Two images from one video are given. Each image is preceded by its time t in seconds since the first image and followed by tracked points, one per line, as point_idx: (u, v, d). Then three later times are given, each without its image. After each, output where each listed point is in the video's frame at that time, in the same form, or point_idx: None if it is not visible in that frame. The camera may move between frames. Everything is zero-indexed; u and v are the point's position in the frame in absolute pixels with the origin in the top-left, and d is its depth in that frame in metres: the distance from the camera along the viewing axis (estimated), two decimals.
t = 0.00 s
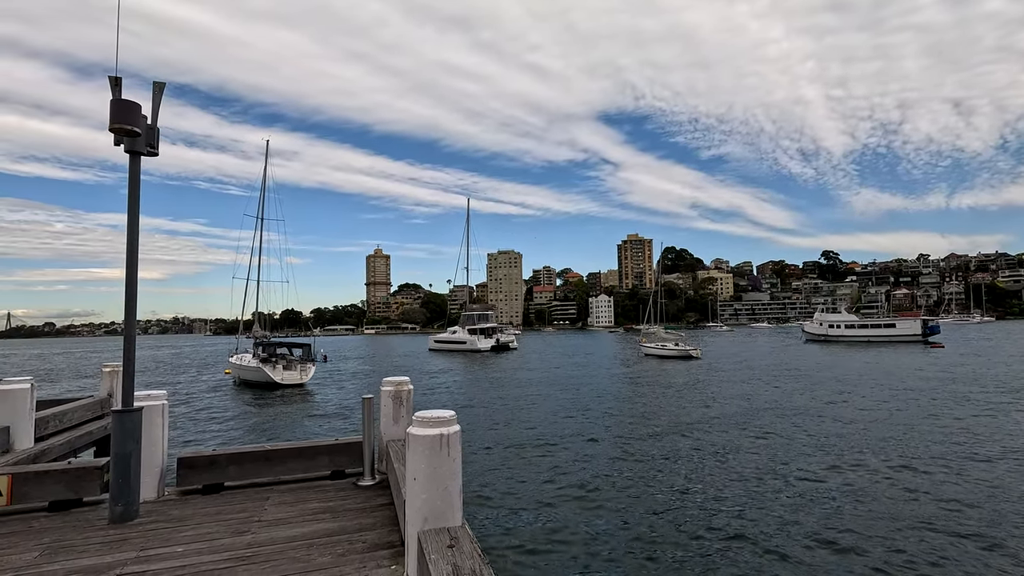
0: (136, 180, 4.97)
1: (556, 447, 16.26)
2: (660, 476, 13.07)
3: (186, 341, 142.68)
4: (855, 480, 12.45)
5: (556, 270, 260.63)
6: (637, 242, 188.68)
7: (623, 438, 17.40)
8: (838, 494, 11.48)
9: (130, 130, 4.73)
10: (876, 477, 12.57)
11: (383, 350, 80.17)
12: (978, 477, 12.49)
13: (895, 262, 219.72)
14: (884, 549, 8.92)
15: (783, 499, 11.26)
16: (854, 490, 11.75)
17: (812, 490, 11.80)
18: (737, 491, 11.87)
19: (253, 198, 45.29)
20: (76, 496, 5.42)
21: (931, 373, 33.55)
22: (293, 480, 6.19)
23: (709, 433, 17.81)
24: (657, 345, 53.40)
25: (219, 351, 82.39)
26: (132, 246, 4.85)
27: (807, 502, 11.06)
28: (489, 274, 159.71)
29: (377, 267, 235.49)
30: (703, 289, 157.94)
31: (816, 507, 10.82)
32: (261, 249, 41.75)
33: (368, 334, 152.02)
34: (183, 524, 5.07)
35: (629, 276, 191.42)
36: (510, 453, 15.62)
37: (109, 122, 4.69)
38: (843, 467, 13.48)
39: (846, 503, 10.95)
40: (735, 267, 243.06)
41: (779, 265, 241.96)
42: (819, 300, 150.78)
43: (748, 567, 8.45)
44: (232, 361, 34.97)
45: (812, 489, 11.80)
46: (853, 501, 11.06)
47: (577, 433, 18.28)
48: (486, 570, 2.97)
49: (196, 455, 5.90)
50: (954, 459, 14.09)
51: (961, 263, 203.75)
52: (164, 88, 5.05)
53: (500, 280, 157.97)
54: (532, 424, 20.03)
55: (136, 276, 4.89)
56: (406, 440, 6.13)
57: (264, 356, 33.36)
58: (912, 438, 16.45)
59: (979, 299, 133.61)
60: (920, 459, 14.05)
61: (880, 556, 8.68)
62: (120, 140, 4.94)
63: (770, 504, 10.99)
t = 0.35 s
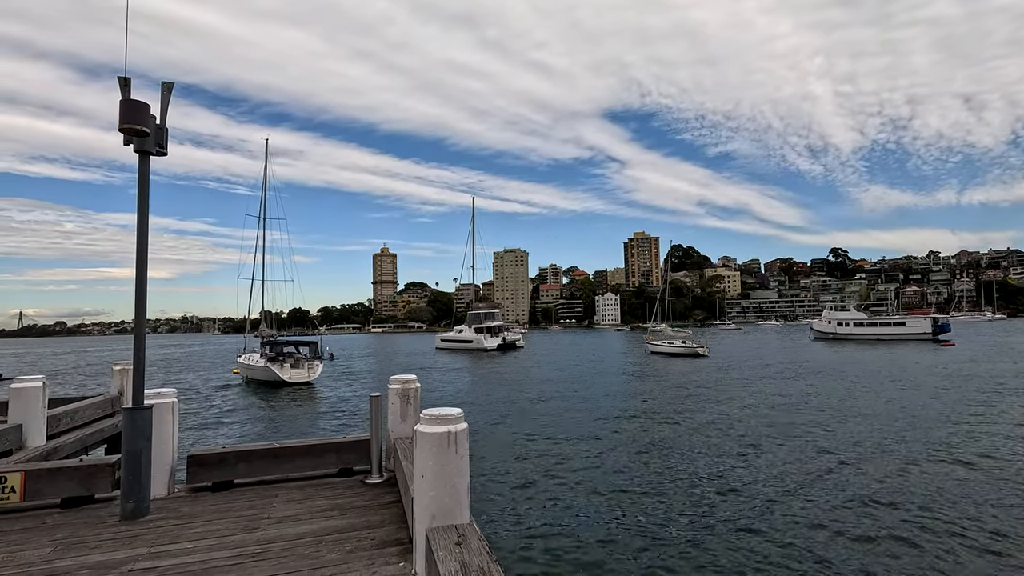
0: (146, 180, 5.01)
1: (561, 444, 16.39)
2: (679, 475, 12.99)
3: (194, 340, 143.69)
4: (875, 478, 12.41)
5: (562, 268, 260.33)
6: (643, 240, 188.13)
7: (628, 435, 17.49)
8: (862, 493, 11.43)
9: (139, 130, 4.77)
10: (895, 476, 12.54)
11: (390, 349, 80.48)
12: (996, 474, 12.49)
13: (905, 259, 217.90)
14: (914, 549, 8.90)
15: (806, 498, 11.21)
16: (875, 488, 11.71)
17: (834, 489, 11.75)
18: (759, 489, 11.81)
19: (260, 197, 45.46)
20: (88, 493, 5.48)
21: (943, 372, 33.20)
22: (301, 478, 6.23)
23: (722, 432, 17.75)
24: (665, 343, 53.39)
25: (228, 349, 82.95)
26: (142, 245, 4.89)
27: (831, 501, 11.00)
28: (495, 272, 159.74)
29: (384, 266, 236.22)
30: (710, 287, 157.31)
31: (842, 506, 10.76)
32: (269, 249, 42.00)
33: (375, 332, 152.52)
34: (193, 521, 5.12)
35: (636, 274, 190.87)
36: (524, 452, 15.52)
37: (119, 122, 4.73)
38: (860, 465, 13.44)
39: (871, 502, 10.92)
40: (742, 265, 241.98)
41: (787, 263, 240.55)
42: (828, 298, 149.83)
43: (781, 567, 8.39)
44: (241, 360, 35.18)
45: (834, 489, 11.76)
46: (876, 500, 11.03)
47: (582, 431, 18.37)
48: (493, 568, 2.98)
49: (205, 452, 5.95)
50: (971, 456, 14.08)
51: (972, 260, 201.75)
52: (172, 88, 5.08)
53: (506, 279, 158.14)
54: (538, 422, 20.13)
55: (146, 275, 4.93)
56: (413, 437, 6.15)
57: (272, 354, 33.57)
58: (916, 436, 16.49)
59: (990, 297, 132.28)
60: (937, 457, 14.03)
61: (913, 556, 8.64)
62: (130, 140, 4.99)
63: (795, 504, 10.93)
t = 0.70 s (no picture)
0: (153, 179, 5.02)
1: (574, 443, 16.43)
2: (695, 474, 12.96)
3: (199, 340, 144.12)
4: (889, 476, 12.45)
5: (566, 267, 260.09)
6: (647, 238, 187.70)
7: (636, 433, 17.57)
8: (878, 490, 11.46)
9: (147, 130, 4.79)
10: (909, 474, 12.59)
11: (394, 348, 80.61)
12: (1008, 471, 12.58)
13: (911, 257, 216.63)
14: (932, 545, 8.95)
15: (826, 496, 11.20)
16: (892, 486, 11.75)
17: (851, 487, 11.76)
18: (777, 488, 11.80)
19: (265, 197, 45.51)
20: (97, 490, 5.51)
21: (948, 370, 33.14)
22: (308, 476, 6.25)
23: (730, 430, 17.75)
24: (669, 341, 53.39)
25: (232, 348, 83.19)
26: (150, 244, 4.91)
27: (850, 499, 11.01)
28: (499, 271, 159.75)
29: (388, 266, 236.56)
30: (715, 286, 156.81)
31: (862, 504, 10.77)
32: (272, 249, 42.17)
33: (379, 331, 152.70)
34: (201, 519, 5.14)
35: (640, 272, 190.40)
36: (535, 452, 15.41)
37: (126, 122, 4.75)
38: (872, 463, 13.49)
39: (889, 499, 10.94)
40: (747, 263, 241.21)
41: (792, 261, 239.70)
42: (833, 296, 149.08)
43: (811, 567, 8.35)
44: (245, 359, 35.29)
45: (852, 486, 11.77)
46: (895, 498, 11.05)
47: (590, 428, 18.47)
48: (502, 566, 2.98)
49: (213, 451, 5.98)
50: (981, 453, 14.17)
51: (979, 258, 200.47)
52: (179, 88, 5.10)
53: (510, 277, 157.95)
54: (546, 420, 20.27)
55: (154, 275, 4.95)
56: (419, 436, 6.17)
57: (277, 354, 33.70)
58: (922, 434, 16.54)
59: (998, 294, 131.31)
60: (947, 455, 14.11)
61: (939, 553, 8.66)
62: (137, 140, 5.01)
63: (816, 502, 10.92)
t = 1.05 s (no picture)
0: (159, 179, 5.04)
1: (579, 442, 16.47)
2: (704, 474, 12.87)
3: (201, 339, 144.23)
4: (894, 474, 12.48)
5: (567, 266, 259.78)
6: (649, 237, 187.58)
7: (640, 433, 17.60)
8: (883, 489, 11.49)
9: (152, 130, 4.81)
10: (917, 473, 12.60)
11: (395, 347, 80.65)
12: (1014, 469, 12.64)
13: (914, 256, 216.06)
14: (939, 543, 8.97)
15: (839, 496, 11.14)
16: (894, 484, 11.78)
17: (854, 486, 11.78)
18: (789, 488, 11.73)
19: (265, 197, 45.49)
20: (103, 490, 5.54)
21: (949, 369, 33.13)
22: (313, 475, 6.27)
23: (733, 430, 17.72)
24: (671, 340, 53.39)
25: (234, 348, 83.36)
26: (155, 244, 4.93)
27: (854, 498, 11.02)
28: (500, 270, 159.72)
29: (389, 265, 236.57)
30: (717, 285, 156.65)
31: (865, 502, 10.79)
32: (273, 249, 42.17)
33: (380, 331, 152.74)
34: (208, 518, 5.16)
35: (642, 272, 190.21)
36: (538, 452, 15.41)
37: (132, 122, 4.77)
38: (879, 462, 13.52)
39: (892, 498, 10.97)
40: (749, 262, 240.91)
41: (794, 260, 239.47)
42: (835, 295, 148.80)
43: (828, 568, 8.28)
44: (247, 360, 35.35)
45: (862, 486, 11.74)
46: (898, 496, 11.07)
47: (595, 428, 18.50)
48: (510, 566, 2.99)
49: (218, 450, 6.00)
50: (987, 452, 14.20)
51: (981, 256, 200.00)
52: (184, 88, 5.11)
53: (512, 277, 157.89)
54: (550, 420, 20.29)
55: (160, 274, 4.97)
56: (424, 436, 6.18)
57: (279, 354, 33.77)
58: (926, 433, 16.52)
59: (1000, 293, 131.00)
60: (954, 453, 14.13)
61: (954, 553, 8.65)
62: (143, 141, 5.03)
63: (829, 502, 10.87)
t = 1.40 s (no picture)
0: (163, 179, 5.05)
1: (580, 441, 16.54)
2: (703, 473, 12.97)
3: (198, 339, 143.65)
4: (892, 473, 12.57)
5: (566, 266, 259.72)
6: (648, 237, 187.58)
7: (640, 432, 17.65)
8: (880, 487, 11.59)
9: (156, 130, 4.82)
10: (917, 472, 12.66)
11: (393, 347, 80.50)
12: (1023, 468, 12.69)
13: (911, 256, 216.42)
14: (934, 541, 9.06)
15: (851, 495, 11.15)
16: (891, 483, 11.86)
17: (851, 484, 11.86)
18: (790, 486, 11.79)
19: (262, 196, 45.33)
20: (106, 490, 5.54)
21: (947, 369, 33.19)
22: (315, 475, 6.28)
23: (737, 429, 17.72)
24: (670, 340, 53.43)
25: (232, 348, 83.11)
26: (159, 243, 4.94)
27: (851, 496, 11.13)
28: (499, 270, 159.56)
29: (387, 265, 236.10)
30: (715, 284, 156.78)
31: (862, 500, 10.89)
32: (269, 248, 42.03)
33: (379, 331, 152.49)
34: (212, 518, 5.17)
35: (640, 271, 190.23)
36: (540, 450, 15.51)
37: (136, 122, 4.78)
38: (887, 461, 13.56)
39: (889, 496, 11.07)
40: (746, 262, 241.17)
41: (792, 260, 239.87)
42: (833, 295, 148.99)
43: (824, 564, 8.39)
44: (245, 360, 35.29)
45: (861, 484, 11.81)
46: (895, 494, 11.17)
47: (596, 427, 18.54)
48: (518, 566, 3.00)
49: (222, 450, 6.01)
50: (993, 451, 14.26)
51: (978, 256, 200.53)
52: (188, 88, 5.12)
53: (510, 277, 157.76)
54: (552, 419, 20.28)
55: (163, 274, 4.98)
56: (428, 435, 6.20)
57: (277, 355, 33.71)
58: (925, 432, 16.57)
59: (997, 293, 131.33)
60: (952, 452, 14.19)
61: (949, 551, 8.73)
62: (146, 140, 5.03)
63: (841, 501, 10.87)
